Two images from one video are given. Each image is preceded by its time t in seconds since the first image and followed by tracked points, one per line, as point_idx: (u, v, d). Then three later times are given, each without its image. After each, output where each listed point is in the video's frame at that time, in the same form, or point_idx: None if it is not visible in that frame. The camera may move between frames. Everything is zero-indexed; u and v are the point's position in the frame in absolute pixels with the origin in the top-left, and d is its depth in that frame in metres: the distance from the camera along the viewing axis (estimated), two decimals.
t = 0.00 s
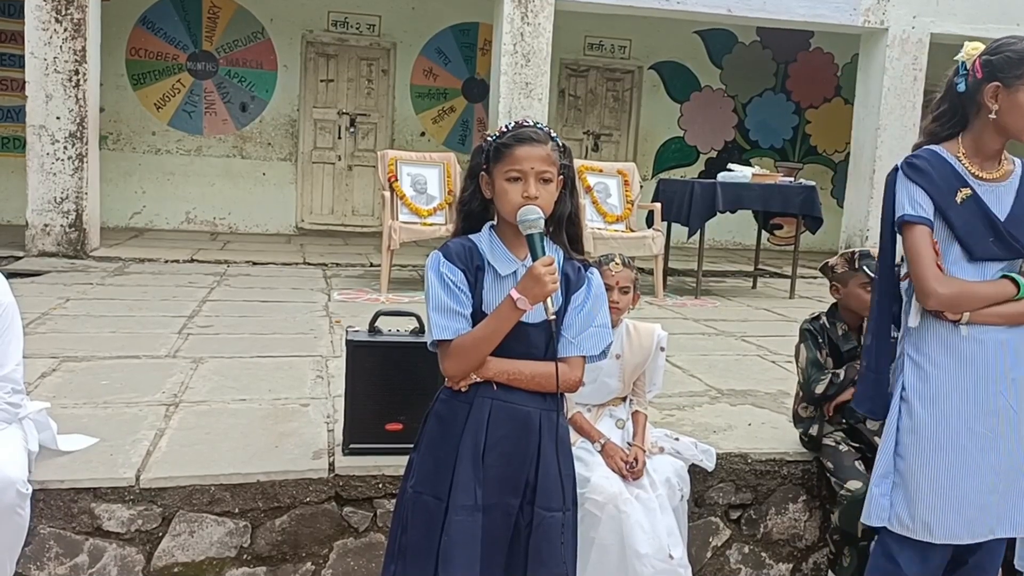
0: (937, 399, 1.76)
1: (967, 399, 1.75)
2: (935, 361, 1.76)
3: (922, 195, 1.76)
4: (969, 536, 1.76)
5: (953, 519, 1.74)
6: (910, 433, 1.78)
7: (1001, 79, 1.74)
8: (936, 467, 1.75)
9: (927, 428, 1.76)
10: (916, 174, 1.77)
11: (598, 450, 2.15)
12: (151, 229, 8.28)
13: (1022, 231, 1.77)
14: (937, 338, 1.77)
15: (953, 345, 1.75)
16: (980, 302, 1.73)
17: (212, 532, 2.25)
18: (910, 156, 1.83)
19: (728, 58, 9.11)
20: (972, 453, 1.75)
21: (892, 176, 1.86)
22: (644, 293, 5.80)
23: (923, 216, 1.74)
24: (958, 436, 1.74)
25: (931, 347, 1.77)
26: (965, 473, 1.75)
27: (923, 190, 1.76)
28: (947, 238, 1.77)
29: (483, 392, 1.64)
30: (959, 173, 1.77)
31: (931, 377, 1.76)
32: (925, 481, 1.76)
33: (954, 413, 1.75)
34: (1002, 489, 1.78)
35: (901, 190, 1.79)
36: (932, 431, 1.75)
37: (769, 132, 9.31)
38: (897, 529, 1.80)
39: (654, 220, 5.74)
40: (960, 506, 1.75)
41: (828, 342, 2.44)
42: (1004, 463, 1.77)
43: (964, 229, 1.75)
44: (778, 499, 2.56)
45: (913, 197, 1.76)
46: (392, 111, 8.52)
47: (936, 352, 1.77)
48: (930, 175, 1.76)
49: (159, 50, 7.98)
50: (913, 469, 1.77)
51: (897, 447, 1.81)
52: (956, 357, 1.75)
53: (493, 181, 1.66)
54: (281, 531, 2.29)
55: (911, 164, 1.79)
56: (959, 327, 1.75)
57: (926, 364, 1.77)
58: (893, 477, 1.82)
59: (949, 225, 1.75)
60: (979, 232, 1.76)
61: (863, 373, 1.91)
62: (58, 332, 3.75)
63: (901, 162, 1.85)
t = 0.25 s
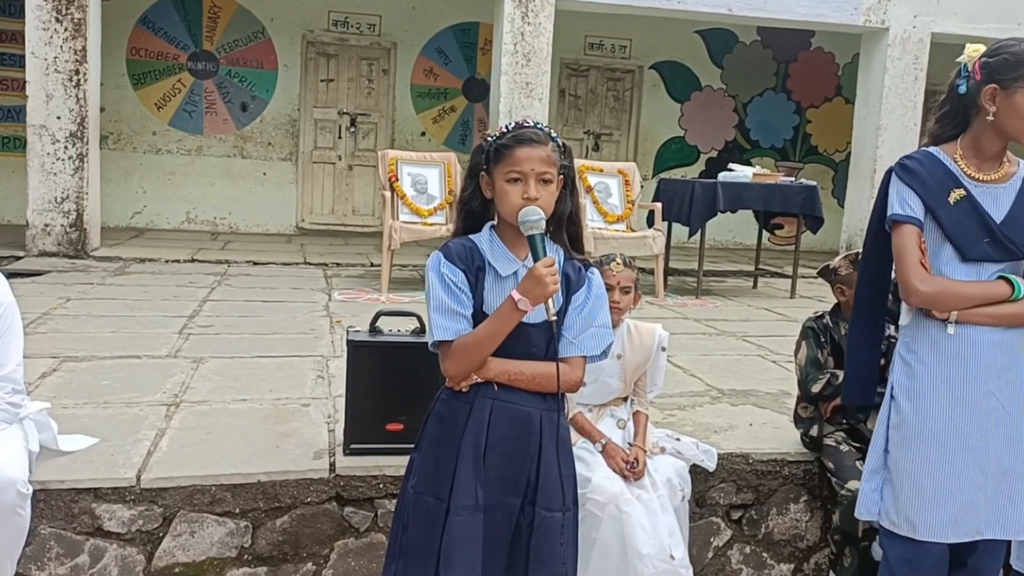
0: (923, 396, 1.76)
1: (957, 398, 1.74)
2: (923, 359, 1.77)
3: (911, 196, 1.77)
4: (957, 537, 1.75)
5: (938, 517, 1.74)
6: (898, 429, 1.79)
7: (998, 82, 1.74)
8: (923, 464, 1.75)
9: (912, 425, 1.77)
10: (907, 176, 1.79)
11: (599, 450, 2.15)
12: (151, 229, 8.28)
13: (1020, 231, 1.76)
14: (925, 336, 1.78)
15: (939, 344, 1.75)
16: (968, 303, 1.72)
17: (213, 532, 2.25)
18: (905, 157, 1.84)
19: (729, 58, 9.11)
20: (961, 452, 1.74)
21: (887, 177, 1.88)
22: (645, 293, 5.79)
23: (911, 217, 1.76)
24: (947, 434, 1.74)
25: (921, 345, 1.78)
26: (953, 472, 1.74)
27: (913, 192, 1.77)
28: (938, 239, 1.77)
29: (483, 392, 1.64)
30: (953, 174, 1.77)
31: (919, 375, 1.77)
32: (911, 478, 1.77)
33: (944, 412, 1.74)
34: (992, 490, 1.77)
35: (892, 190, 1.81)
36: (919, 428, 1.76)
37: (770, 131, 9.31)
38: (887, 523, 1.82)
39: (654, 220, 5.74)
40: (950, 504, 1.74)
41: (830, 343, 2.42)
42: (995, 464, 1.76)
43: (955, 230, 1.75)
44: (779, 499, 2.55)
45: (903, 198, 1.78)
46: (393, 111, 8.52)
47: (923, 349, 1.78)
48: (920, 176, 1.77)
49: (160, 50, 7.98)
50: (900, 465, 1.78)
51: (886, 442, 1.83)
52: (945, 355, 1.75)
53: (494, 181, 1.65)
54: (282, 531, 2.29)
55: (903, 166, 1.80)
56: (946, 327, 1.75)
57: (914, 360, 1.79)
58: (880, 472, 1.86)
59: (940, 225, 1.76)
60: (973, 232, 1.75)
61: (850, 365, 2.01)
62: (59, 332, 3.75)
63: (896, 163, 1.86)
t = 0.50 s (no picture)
0: (917, 395, 1.76)
1: (950, 397, 1.74)
2: (917, 357, 1.77)
3: (903, 192, 1.77)
4: (950, 535, 1.75)
5: (932, 516, 1.73)
6: (890, 428, 1.79)
7: (984, 78, 1.75)
8: (916, 463, 1.75)
9: (901, 420, 1.77)
10: (898, 172, 1.79)
11: (599, 450, 2.15)
12: (152, 228, 8.28)
13: (1011, 229, 1.76)
14: (919, 335, 1.77)
15: (933, 343, 1.75)
16: (963, 298, 1.71)
17: (212, 532, 2.25)
18: (895, 154, 1.84)
19: (729, 58, 9.11)
20: (954, 451, 1.74)
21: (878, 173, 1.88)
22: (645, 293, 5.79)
23: (903, 212, 1.75)
24: (941, 433, 1.74)
25: (915, 344, 1.78)
26: (947, 471, 1.74)
27: (904, 188, 1.77)
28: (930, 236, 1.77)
29: (483, 392, 1.64)
30: (944, 172, 1.78)
31: (912, 373, 1.77)
32: (903, 477, 1.76)
33: (937, 411, 1.74)
34: (984, 490, 1.77)
35: (884, 187, 1.81)
36: (912, 426, 1.75)
37: (770, 131, 9.31)
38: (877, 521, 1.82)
39: (655, 220, 5.74)
40: (935, 501, 1.73)
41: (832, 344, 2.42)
42: (988, 463, 1.76)
43: (946, 227, 1.75)
44: (779, 499, 2.55)
45: (894, 194, 1.78)
46: (393, 111, 8.52)
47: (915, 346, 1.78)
48: (912, 173, 1.78)
49: (160, 49, 7.98)
50: (892, 464, 1.78)
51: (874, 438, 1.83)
52: (939, 354, 1.75)
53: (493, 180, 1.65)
54: (282, 530, 2.29)
55: (894, 163, 1.80)
56: (939, 323, 1.75)
57: (907, 359, 1.78)
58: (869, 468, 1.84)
59: (932, 222, 1.75)
60: (965, 230, 1.75)
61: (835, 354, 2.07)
62: (58, 331, 3.75)
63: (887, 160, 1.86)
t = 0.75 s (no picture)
0: (919, 396, 1.75)
1: (952, 398, 1.74)
2: (918, 359, 1.76)
3: (905, 192, 1.76)
4: (951, 536, 1.75)
5: (934, 517, 1.73)
6: (892, 430, 1.78)
7: (975, 76, 1.76)
8: (917, 465, 1.75)
9: (904, 423, 1.76)
10: (898, 173, 1.78)
11: (602, 451, 2.14)
12: (152, 228, 8.28)
13: (1008, 228, 1.77)
14: (921, 336, 1.77)
15: (935, 344, 1.75)
16: (969, 299, 1.71)
17: (214, 533, 2.24)
18: (893, 154, 1.84)
19: (730, 58, 9.10)
20: (955, 452, 1.74)
21: (876, 173, 1.87)
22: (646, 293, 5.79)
23: (907, 213, 1.74)
24: (943, 434, 1.74)
25: (917, 345, 1.77)
26: (949, 472, 1.74)
27: (906, 189, 1.76)
28: (932, 236, 1.77)
29: (486, 393, 1.63)
30: (942, 172, 1.77)
31: (915, 375, 1.76)
32: (905, 478, 1.76)
33: (939, 412, 1.74)
34: (982, 489, 1.78)
35: (884, 187, 1.80)
36: (914, 428, 1.75)
37: (771, 131, 9.30)
38: (878, 523, 1.81)
39: (656, 220, 5.73)
40: (936, 503, 1.73)
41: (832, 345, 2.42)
42: (986, 462, 1.77)
43: (948, 227, 1.74)
44: (782, 500, 2.55)
45: (897, 194, 1.76)
46: (394, 110, 8.51)
47: (917, 347, 1.77)
48: (912, 173, 1.77)
49: (161, 49, 7.98)
50: (894, 466, 1.77)
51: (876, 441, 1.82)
52: (940, 355, 1.74)
53: (496, 180, 1.65)
54: (284, 531, 2.29)
55: (893, 163, 1.80)
56: (945, 324, 1.74)
57: (909, 360, 1.77)
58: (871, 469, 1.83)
59: (932, 222, 1.75)
60: (964, 231, 1.75)
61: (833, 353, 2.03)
62: (59, 331, 3.75)
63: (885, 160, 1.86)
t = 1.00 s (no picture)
0: (931, 401, 1.74)
1: (965, 402, 1.73)
2: (931, 363, 1.75)
3: (923, 194, 1.75)
4: (964, 542, 1.73)
5: (946, 522, 1.72)
6: (904, 434, 1.77)
7: (970, 75, 1.76)
8: (929, 469, 1.74)
9: (916, 428, 1.75)
10: (914, 173, 1.77)
11: (609, 454, 2.13)
12: (153, 228, 8.26)
13: (1015, 231, 1.76)
14: (933, 340, 1.75)
15: (948, 348, 1.74)
16: (984, 302, 1.70)
17: (218, 536, 2.23)
18: (906, 155, 1.82)
19: (732, 58, 9.09)
20: (968, 456, 1.73)
21: (888, 175, 1.85)
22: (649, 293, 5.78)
23: (925, 215, 1.73)
24: (956, 438, 1.73)
25: (928, 350, 1.76)
26: (961, 477, 1.73)
27: (923, 190, 1.75)
28: (947, 238, 1.75)
29: (495, 397, 1.62)
30: (953, 173, 1.76)
31: (927, 379, 1.75)
32: (917, 483, 1.75)
33: (952, 417, 1.73)
34: (994, 494, 1.77)
35: (899, 189, 1.78)
36: (926, 433, 1.74)
37: (773, 131, 9.29)
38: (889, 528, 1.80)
39: (659, 221, 5.72)
40: (950, 508, 1.72)
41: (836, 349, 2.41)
42: (997, 467, 1.77)
43: (961, 229, 1.73)
44: (788, 503, 2.54)
45: (916, 197, 1.75)
46: (396, 110, 8.50)
47: (928, 352, 1.76)
48: (928, 174, 1.75)
49: (162, 48, 7.96)
50: (906, 471, 1.76)
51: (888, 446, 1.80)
52: (953, 360, 1.74)
53: (506, 181, 1.63)
54: (288, 534, 2.28)
55: (908, 164, 1.78)
56: (962, 328, 1.73)
57: (922, 365, 1.76)
58: (883, 475, 1.81)
59: (946, 224, 1.74)
60: (975, 233, 1.74)
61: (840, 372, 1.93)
62: (61, 332, 3.74)
63: (898, 162, 1.84)
